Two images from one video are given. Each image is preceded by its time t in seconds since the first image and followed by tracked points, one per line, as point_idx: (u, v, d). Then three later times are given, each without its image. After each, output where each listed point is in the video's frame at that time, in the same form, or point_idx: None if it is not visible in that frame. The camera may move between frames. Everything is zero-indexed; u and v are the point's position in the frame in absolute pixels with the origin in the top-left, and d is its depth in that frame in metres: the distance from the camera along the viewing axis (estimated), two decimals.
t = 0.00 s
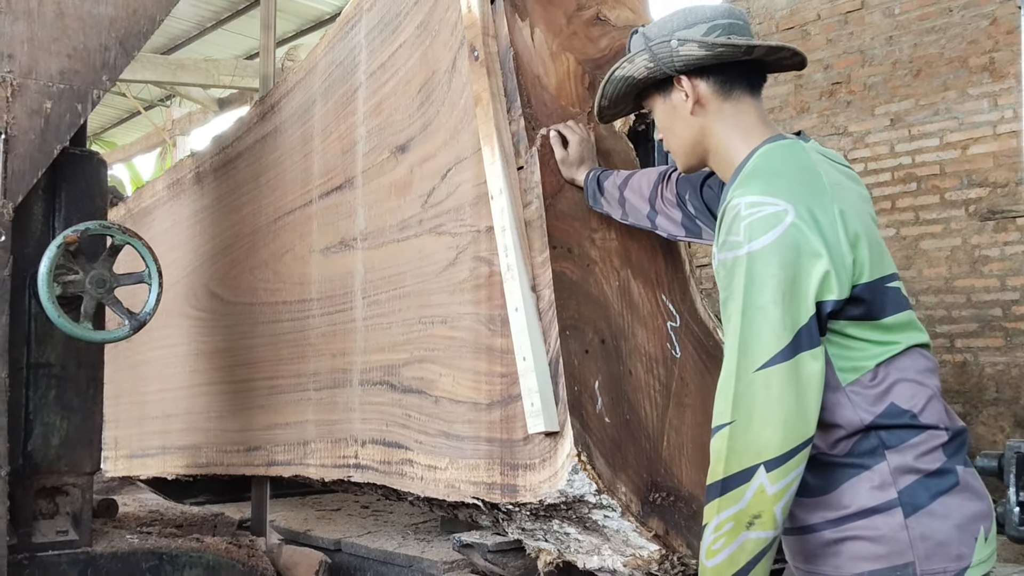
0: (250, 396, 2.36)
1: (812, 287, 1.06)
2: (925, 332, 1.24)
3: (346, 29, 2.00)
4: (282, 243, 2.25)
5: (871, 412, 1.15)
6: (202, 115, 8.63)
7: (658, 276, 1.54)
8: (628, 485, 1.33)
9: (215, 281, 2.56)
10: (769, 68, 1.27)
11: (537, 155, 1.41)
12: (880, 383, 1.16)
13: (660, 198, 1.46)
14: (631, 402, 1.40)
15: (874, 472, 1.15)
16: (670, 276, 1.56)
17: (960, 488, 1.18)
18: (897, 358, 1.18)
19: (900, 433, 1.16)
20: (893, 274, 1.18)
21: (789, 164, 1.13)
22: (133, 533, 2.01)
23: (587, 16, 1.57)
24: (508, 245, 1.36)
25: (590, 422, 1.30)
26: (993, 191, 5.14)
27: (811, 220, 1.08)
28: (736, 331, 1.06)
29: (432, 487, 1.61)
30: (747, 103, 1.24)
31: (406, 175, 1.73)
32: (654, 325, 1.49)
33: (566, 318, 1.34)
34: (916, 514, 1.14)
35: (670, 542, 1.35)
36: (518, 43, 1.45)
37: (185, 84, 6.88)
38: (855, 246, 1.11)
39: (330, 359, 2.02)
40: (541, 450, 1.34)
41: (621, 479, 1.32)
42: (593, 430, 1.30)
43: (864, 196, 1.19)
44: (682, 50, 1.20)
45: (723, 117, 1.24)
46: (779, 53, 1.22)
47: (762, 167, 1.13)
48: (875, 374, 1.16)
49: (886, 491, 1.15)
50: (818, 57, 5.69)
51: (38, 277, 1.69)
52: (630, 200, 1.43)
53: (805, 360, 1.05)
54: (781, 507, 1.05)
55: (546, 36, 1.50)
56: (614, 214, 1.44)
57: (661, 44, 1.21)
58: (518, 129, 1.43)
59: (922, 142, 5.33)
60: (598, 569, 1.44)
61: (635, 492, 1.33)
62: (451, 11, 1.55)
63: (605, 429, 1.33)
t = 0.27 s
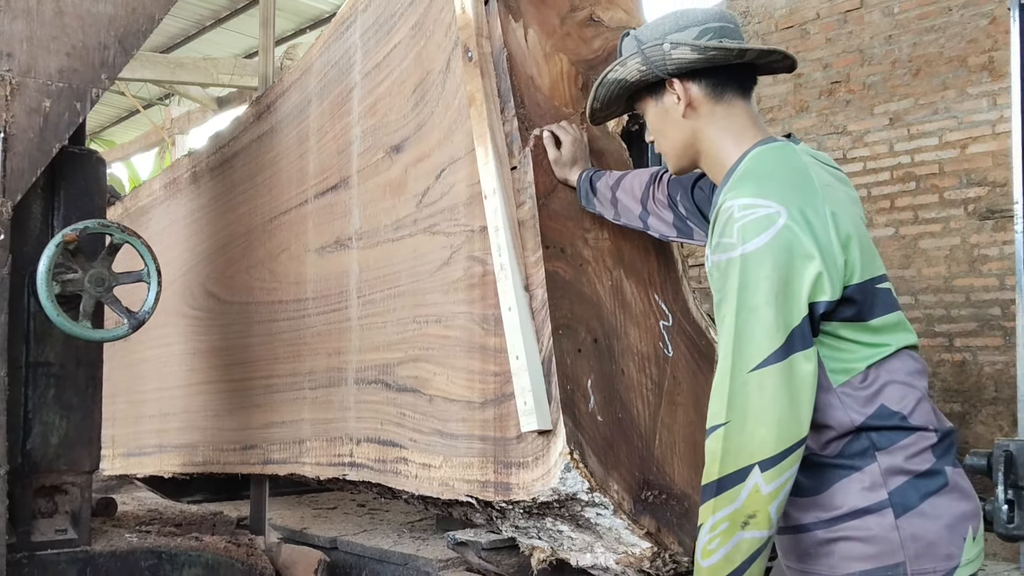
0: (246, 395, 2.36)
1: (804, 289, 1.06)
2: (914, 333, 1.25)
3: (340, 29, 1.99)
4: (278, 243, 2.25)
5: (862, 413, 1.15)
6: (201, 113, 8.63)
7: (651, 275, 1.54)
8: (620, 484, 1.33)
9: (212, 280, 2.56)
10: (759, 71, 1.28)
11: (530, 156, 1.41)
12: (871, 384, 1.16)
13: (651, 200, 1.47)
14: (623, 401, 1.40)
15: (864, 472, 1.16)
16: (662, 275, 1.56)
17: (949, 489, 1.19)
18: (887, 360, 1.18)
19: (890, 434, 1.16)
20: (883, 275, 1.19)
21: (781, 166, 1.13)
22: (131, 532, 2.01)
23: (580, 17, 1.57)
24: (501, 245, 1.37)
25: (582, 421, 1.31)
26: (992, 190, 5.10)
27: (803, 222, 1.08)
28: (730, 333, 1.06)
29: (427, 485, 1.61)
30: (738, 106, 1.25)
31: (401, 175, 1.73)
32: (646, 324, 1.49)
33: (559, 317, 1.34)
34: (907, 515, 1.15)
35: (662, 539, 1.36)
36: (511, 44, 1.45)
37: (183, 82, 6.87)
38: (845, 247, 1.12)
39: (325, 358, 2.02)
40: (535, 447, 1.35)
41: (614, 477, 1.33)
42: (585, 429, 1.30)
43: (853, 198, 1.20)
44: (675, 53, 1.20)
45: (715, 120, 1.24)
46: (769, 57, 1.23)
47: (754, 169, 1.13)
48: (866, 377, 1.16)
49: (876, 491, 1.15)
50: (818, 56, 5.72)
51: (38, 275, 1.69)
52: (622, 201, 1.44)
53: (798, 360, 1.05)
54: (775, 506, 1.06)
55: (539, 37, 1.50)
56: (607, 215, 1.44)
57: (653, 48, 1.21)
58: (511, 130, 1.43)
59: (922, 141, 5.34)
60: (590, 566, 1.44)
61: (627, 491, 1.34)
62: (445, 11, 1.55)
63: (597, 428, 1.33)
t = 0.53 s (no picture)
0: (242, 394, 2.37)
1: (800, 291, 1.06)
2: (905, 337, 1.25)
3: (336, 30, 2.00)
4: (275, 243, 2.25)
5: (857, 414, 1.15)
6: (201, 113, 8.63)
7: (644, 276, 1.54)
8: (613, 482, 1.34)
9: (208, 280, 2.56)
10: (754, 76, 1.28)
11: (524, 157, 1.41)
12: (864, 385, 1.17)
13: (643, 201, 1.46)
14: (616, 401, 1.40)
15: (860, 474, 1.16)
16: (656, 276, 1.56)
17: (942, 489, 1.20)
18: (879, 363, 1.18)
19: (884, 435, 1.17)
20: (876, 279, 1.19)
21: (777, 169, 1.14)
22: (131, 531, 2.01)
23: (574, 19, 1.57)
24: (495, 245, 1.38)
25: (575, 420, 1.31)
26: (991, 190, 5.09)
27: (800, 225, 1.08)
28: (726, 334, 1.06)
29: (421, 484, 1.62)
30: (732, 110, 1.24)
31: (396, 176, 1.74)
32: (639, 324, 1.49)
33: (552, 317, 1.35)
34: (902, 515, 1.15)
35: (654, 537, 1.37)
36: (505, 46, 1.46)
37: (182, 82, 6.87)
38: (840, 250, 1.12)
39: (321, 357, 2.02)
40: (528, 447, 1.36)
41: (606, 476, 1.33)
42: (578, 429, 1.31)
43: (846, 201, 1.21)
44: (670, 57, 1.21)
45: (709, 123, 1.24)
46: (764, 62, 1.23)
47: (750, 172, 1.13)
48: (858, 378, 1.17)
49: (872, 492, 1.16)
50: (817, 55, 5.71)
51: (37, 275, 1.69)
52: (614, 202, 1.44)
53: (792, 361, 1.06)
54: (767, 506, 1.06)
55: (533, 38, 1.50)
56: (599, 215, 1.44)
57: (649, 51, 1.22)
58: (505, 130, 1.44)
59: (922, 141, 5.34)
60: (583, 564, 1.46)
61: (619, 489, 1.34)
62: (440, 13, 1.56)
63: (590, 427, 1.33)
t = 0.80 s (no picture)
0: (239, 394, 2.37)
1: (800, 292, 1.07)
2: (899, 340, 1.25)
3: (333, 32, 2.00)
4: (272, 244, 2.25)
5: (855, 413, 1.16)
6: (201, 113, 8.63)
7: (639, 276, 1.54)
8: (606, 482, 1.35)
9: (206, 281, 2.57)
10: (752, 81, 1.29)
11: (518, 158, 1.42)
12: (862, 387, 1.17)
13: (634, 205, 1.46)
14: (610, 400, 1.40)
15: (861, 475, 1.16)
16: (649, 276, 1.56)
17: (940, 490, 1.20)
18: (875, 365, 1.19)
19: (883, 437, 1.17)
20: (872, 282, 1.19)
21: (776, 172, 1.14)
22: (131, 531, 2.02)
23: (569, 21, 1.56)
24: (489, 246, 1.37)
25: (569, 420, 1.32)
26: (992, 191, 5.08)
27: (800, 227, 1.08)
28: (726, 333, 1.06)
29: (417, 484, 1.62)
30: (729, 117, 1.25)
31: (392, 177, 1.74)
32: (633, 324, 1.49)
33: (546, 318, 1.35)
34: (903, 516, 1.16)
35: (648, 537, 1.38)
36: (500, 48, 1.45)
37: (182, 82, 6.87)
38: (839, 253, 1.12)
39: (318, 357, 2.02)
40: (522, 447, 1.36)
41: (599, 475, 1.34)
42: (572, 429, 1.32)
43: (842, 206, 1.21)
44: (667, 64, 1.22)
45: (704, 130, 1.25)
46: (761, 71, 1.23)
47: (750, 174, 1.14)
48: (857, 380, 1.17)
49: (873, 493, 1.16)
50: (817, 56, 5.71)
51: (38, 275, 1.69)
52: (607, 205, 1.44)
53: (791, 362, 1.06)
54: (765, 506, 1.06)
55: (528, 41, 1.50)
56: (592, 218, 1.45)
57: (647, 57, 1.23)
58: (500, 132, 1.44)
59: (922, 142, 5.34)
60: (578, 564, 1.47)
61: (612, 489, 1.35)
62: (435, 16, 1.56)
63: (584, 427, 1.34)
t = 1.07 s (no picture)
0: (236, 394, 2.37)
1: (798, 295, 1.07)
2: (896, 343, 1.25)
3: (330, 35, 2.00)
4: (270, 245, 2.25)
5: (853, 414, 1.16)
6: (200, 114, 8.62)
7: (633, 277, 1.54)
8: (600, 482, 1.35)
9: (204, 282, 2.57)
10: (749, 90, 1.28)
11: (513, 160, 1.42)
12: (860, 388, 1.17)
13: (627, 209, 1.47)
14: (604, 401, 1.40)
15: (861, 476, 1.16)
16: (644, 278, 1.56)
17: (939, 491, 1.20)
18: (872, 367, 1.19)
19: (881, 438, 1.17)
20: (868, 286, 1.20)
21: (773, 176, 1.14)
22: (131, 532, 2.02)
23: (563, 24, 1.56)
24: (484, 248, 1.39)
25: (562, 420, 1.32)
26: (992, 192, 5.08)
27: (798, 230, 1.09)
28: (725, 335, 1.06)
29: (413, 484, 1.62)
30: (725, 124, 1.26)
31: (388, 179, 1.74)
32: (627, 324, 1.49)
33: (541, 319, 1.36)
34: (902, 517, 1.16)
35: (641, 537, 1.38)
36: (496, 51, 1.46)
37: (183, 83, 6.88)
38: (835, 257, 1.13)
39: (315, 358, 2.02)
40: (516, 447, 1.36)
41: (594, 475, 1.34)
42: (566, 429, 1.32)
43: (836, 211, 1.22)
44: (663, 74, 1.22)
45: (699, 137, 1.26)
46: (758, 82, 1.23)
47: (748, 177, 1.14)
48: (853, 381, 1.17)
49: (873, 494, 1.16)
50: (817, 57, 5.72)
51: (38, 276, 1.70)
52: (600, 208, 1.44)
53: (789, 364, 1.06)
54: (766, 508, 1.07)
55: (523, 44, 1.50)
56: (586, 220, 1.44)
57: (643, 64, 1.23)
58: (495, 134, 1.45)
59: (922, 143, 5.33)
60: (573, 563, 1.48)
61: (606, 489, 1.35)
62: (431, 19, 1.56)
63: (578, 428, 1.34)
